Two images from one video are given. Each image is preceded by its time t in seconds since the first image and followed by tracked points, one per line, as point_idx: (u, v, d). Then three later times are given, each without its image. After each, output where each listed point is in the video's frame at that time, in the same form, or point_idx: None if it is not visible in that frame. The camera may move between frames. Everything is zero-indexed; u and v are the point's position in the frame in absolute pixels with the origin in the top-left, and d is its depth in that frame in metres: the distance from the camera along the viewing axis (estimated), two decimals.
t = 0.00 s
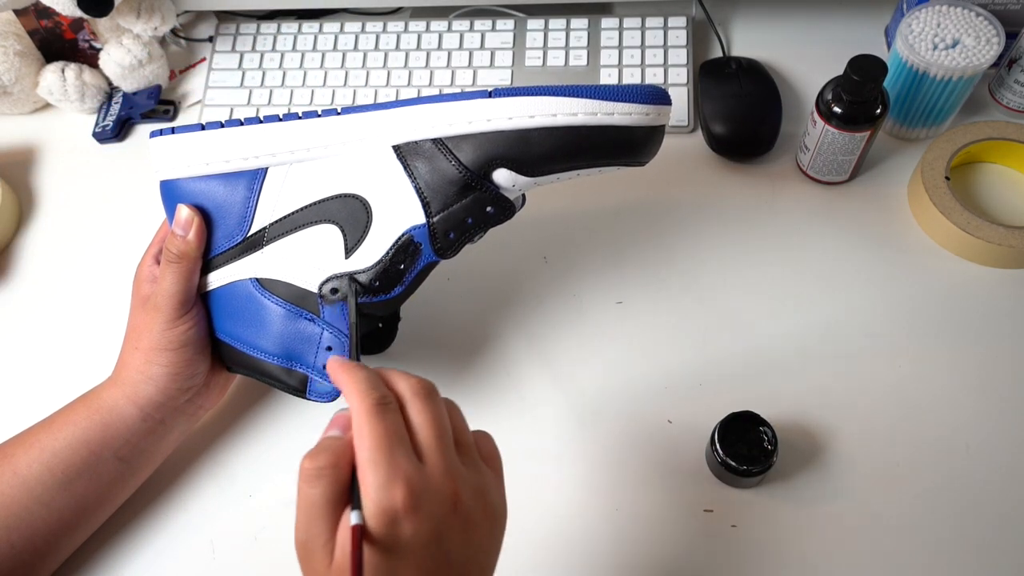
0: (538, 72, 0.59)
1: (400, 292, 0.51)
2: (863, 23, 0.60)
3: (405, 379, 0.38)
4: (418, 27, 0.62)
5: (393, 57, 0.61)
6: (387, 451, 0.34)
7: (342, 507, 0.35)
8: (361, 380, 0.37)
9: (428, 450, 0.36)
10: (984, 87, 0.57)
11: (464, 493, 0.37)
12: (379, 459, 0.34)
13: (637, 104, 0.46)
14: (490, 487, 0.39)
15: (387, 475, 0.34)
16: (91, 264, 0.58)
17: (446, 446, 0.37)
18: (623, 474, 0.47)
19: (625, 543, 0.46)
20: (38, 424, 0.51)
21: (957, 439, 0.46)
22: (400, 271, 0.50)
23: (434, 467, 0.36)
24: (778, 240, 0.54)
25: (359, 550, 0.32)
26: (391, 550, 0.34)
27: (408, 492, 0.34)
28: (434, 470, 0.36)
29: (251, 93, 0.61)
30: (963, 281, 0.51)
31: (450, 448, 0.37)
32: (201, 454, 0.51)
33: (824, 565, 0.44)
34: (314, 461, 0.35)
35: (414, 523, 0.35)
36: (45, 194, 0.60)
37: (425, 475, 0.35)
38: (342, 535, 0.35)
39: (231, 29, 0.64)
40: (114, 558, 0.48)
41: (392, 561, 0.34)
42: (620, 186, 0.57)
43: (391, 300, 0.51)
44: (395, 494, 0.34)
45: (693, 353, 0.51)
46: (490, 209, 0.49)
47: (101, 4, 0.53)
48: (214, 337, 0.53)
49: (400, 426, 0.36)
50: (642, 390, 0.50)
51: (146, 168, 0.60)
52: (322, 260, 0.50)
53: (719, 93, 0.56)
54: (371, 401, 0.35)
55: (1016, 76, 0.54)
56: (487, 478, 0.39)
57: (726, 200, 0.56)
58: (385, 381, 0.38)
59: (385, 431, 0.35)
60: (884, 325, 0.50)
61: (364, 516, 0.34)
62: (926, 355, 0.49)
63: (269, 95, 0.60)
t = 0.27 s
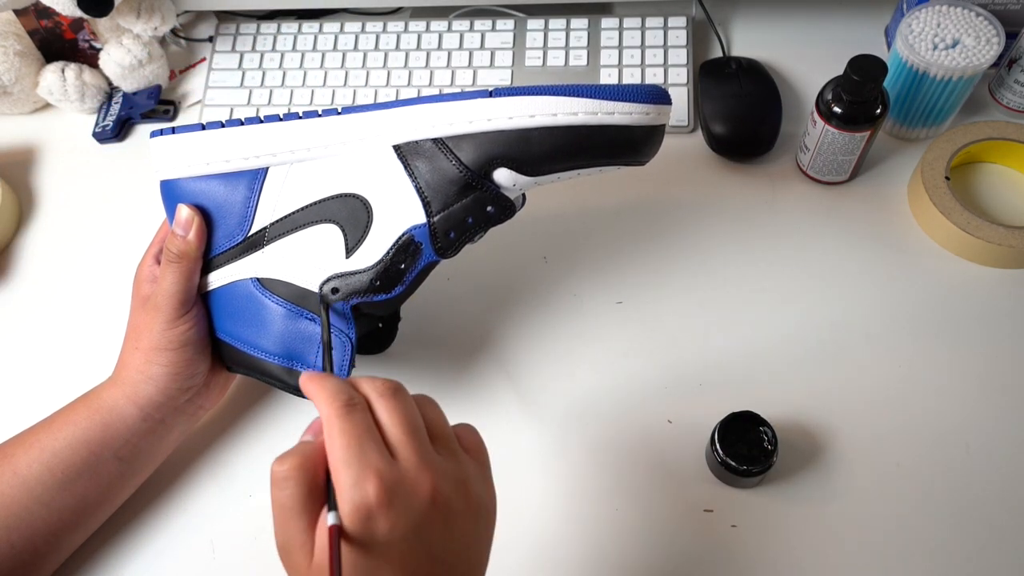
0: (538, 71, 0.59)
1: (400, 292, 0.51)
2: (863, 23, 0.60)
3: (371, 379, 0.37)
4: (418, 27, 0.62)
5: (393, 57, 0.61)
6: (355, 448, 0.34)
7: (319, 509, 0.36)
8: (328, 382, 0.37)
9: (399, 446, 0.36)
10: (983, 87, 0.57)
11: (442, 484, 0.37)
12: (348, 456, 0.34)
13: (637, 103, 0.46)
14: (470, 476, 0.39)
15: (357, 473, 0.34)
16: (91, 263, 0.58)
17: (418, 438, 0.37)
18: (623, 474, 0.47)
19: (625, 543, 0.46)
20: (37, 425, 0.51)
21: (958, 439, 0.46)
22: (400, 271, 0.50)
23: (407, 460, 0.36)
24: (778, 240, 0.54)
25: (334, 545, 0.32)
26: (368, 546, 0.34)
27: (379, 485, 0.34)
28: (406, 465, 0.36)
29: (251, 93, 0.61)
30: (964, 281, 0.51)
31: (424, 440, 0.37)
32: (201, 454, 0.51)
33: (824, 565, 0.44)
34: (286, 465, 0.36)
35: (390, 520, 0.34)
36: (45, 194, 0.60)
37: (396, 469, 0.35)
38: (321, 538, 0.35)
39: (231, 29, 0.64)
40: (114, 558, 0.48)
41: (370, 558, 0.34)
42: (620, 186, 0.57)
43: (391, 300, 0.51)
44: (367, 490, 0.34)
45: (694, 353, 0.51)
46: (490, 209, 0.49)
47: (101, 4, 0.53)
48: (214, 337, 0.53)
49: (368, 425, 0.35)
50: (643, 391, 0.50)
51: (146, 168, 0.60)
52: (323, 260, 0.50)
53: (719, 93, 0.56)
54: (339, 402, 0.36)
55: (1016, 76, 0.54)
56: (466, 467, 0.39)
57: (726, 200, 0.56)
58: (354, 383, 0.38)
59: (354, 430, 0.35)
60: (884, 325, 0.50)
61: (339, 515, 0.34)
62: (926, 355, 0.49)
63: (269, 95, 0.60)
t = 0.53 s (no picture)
0: (538, 71, 0.59)
1: (400, 292, 0.50)
2: (863, 22, 0.60)
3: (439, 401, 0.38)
4: (418, 27, 0.62)
5: (393, 57, 0.61)
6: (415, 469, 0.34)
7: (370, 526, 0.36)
8: (396, 395, 0.37)
9: (456, 474, 0.36)
10: (983, 87, 0.57)
11: (494, 520, 0.36)
12: (405, 480, 0.34)
13: (637, 103, 0.46)
14: (518, 511, 0.38)
15: (416, 499, 0.34)
16: (91, 263, 0.58)
17: (474, 470, 0.37)
18: (623, 474, 0.47)
19: (625, 542, 0.46)
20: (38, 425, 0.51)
21: (957, 439, 0.46)
22: (400, 270, 0.50)
23: (463, 489, 0.36)
24: (779, 241, 0.54)
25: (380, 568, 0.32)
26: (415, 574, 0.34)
27: (434, 517, 0.34)
28: (461, 495, 0.35)
29: (251, 92, 0.61)
30: (964, 281, 0.51)
31: (480, 473, 0.37)
32: (201, 454, 0.51)
33: (824, 565, 0.44)
34: (345, 475, 0.36)
35: (440, 549, 0.34)
36: (46, 194, 0.60)
37: (451, 498, 0.35)
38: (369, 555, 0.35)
39: (231, 29, 0.64)
40: (114, 557, 0.48)
41: None
42: (620, 186, 0.57)
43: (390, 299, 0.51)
44: (421, 519, 0.34)
45: (694, 354, 0.51)
46: (490, 208, 0.49)
47: (101, 4, 0.53)
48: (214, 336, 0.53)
49: (431, 449, 0.35)
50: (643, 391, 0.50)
51: (146, 168, 0.60)
52: (322, 260, 0.50)
53: (719, 93, 0.56)
54: (404, 421, 0.35)
55: (1016, 76, 0.54)
56: (514, 500, 0.39)
57: (726, 201, 0.56)
58: (420, 399, 0.38)
59: (417, 453, 0.35)
60: (885, 325, 0.50)
61: (391, 539, 0.33)
62: (926, 355, 0.49)
63: (269, 95, 0.60)
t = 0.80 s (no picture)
0: (538, 71, 0.59)
1: (400, 290, 0.50)
2: (863, 23, 0.61)
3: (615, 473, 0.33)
4: (418, 27, 0.62)
5: (393, 57, 0.61)
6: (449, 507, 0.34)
7: None
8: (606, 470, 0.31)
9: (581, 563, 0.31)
10: (983, 87, 0.57)
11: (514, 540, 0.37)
12: None
13: (636, 101, 0.46)
14: None
15: None
16: (91, 263, 0.58)
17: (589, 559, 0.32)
18: (624, 475, 0.47)
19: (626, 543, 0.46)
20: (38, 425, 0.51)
21: (957, 439, 0.46)
22: (400, 269, 0.50)
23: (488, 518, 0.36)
24: (779, 241, 0.54)
25: None
26: None
27: None
28: None
29: (251, 92, 0.61)
30: (964, 281, 0.51)
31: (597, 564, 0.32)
32: (201, 454, 0.51)
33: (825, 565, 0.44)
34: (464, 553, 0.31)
35: None
36: (46, 194, 0.60)
37: None
38: None
39: (231, 29, 0.64)
40: (114, 557, 0.48)
41: None
42: (620, 186, 0.57)
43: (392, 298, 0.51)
44: None
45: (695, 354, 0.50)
46: (490, 207, 0.49)
47: (101, 4, 0.53)
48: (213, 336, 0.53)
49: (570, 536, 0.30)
50: (643, 391, 0.50)
51: (146, 168, 0.60)
52: (322, 259, 0.50)
53: (720, 93, 0.56)
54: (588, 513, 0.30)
55: (1016, 76, 0.54)
56: None
57: (726, 201, 0.56)
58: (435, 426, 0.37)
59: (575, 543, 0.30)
60: (885, 325, 0.50)
61: None
62: (927, 355, 0.49)
63: (269, 95, 0.60)
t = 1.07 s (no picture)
0: (538, 71, 0.59)
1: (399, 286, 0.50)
2: (863, 23, 0.60)
3: (432, 412, 0.40)
4: (418, 27, 0.62)
5: (393, 57, 0.61)
6: (429, 490, 0.37)
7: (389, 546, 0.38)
8: (397, 412, 0.39)
9: (461, 477, 0.39)
10: (983, 87, 0.57)
11: (498, 512, 0.40)
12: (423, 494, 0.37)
13: (632, 95, 0.47)
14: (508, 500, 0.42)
15: (432, 509, 0.37)
16: (91, 263, 0.58)
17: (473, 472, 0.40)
18: (623, 474, 0.47)
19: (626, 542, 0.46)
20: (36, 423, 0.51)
21: (957, 439, 0.46)
22: (400, 265, 0.49)
23: (471, 495, 0.39)
24: (779, 241, 0.54)
25: None
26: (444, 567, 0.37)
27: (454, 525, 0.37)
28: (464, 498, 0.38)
29: (251, 92, 0.61)
30: (963, 281, 0.51)
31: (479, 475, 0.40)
32: (201, 454, 0.51)
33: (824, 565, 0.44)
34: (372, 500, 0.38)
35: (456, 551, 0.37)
36: (45, 194, 0.60)
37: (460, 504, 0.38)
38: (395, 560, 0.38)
39: (231, 29, 0.64)
40: (114, 557, 0.48)
41: None
42: (620, 186, 0.57)
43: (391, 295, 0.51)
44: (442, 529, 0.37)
45: (695, 354, 0.50)
46: (487, 202, 0.49)
47: (101, 4, 0.53)
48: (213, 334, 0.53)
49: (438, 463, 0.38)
50: (643, 391, 0.50)
51: (146, 168, 0.60)
52: (322, 255, 0.50)
53: (719, 93, 0.56)
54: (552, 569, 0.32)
55: (1016, 76, 0.54)
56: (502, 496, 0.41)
57: (726, 201, 0.56)
58: (415, 413, 0.40)
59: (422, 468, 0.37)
60: (885, 325, 0.50)
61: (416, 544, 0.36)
62: (927, 355, 0.49)
63: (269, 95, 0.60)
